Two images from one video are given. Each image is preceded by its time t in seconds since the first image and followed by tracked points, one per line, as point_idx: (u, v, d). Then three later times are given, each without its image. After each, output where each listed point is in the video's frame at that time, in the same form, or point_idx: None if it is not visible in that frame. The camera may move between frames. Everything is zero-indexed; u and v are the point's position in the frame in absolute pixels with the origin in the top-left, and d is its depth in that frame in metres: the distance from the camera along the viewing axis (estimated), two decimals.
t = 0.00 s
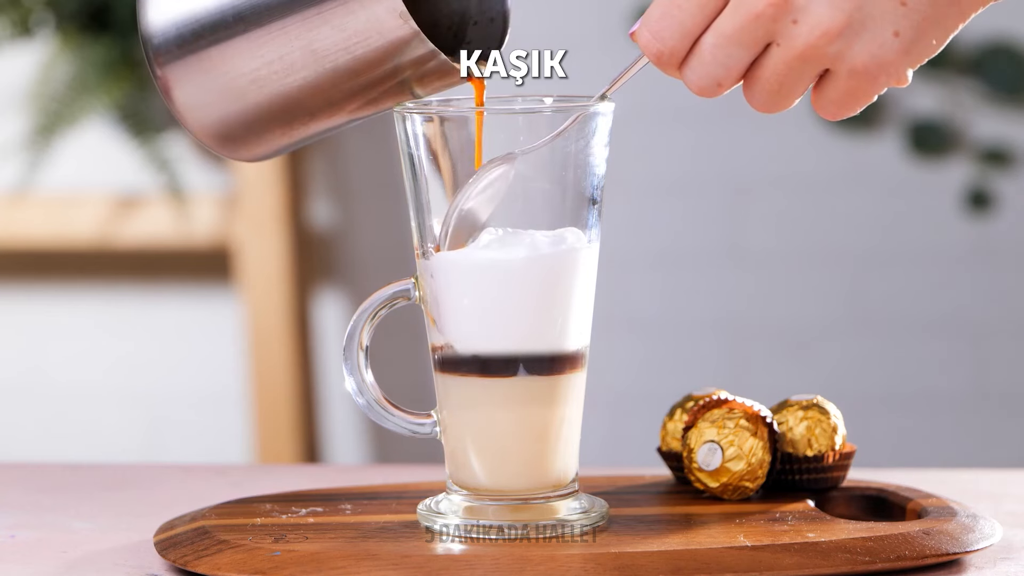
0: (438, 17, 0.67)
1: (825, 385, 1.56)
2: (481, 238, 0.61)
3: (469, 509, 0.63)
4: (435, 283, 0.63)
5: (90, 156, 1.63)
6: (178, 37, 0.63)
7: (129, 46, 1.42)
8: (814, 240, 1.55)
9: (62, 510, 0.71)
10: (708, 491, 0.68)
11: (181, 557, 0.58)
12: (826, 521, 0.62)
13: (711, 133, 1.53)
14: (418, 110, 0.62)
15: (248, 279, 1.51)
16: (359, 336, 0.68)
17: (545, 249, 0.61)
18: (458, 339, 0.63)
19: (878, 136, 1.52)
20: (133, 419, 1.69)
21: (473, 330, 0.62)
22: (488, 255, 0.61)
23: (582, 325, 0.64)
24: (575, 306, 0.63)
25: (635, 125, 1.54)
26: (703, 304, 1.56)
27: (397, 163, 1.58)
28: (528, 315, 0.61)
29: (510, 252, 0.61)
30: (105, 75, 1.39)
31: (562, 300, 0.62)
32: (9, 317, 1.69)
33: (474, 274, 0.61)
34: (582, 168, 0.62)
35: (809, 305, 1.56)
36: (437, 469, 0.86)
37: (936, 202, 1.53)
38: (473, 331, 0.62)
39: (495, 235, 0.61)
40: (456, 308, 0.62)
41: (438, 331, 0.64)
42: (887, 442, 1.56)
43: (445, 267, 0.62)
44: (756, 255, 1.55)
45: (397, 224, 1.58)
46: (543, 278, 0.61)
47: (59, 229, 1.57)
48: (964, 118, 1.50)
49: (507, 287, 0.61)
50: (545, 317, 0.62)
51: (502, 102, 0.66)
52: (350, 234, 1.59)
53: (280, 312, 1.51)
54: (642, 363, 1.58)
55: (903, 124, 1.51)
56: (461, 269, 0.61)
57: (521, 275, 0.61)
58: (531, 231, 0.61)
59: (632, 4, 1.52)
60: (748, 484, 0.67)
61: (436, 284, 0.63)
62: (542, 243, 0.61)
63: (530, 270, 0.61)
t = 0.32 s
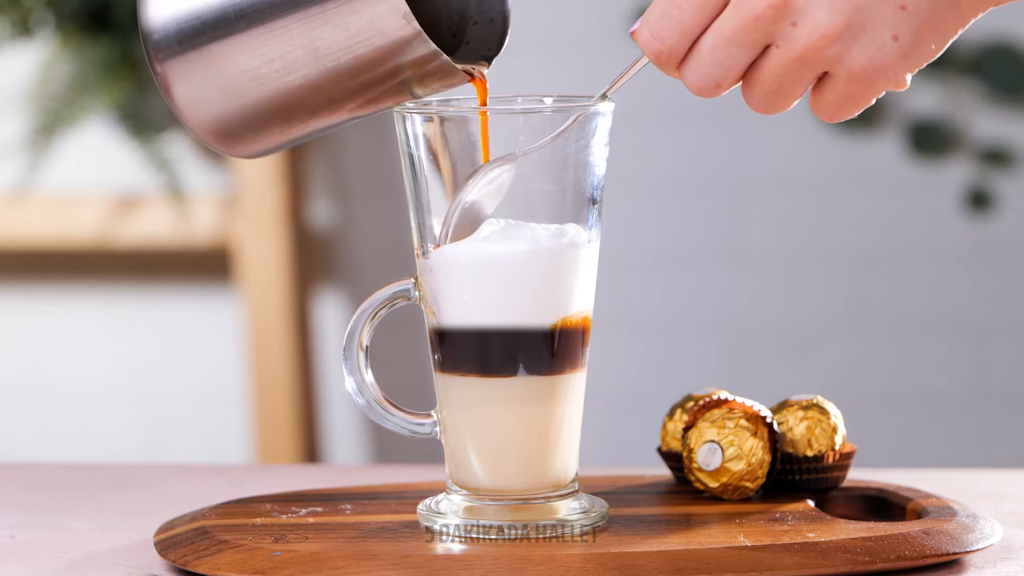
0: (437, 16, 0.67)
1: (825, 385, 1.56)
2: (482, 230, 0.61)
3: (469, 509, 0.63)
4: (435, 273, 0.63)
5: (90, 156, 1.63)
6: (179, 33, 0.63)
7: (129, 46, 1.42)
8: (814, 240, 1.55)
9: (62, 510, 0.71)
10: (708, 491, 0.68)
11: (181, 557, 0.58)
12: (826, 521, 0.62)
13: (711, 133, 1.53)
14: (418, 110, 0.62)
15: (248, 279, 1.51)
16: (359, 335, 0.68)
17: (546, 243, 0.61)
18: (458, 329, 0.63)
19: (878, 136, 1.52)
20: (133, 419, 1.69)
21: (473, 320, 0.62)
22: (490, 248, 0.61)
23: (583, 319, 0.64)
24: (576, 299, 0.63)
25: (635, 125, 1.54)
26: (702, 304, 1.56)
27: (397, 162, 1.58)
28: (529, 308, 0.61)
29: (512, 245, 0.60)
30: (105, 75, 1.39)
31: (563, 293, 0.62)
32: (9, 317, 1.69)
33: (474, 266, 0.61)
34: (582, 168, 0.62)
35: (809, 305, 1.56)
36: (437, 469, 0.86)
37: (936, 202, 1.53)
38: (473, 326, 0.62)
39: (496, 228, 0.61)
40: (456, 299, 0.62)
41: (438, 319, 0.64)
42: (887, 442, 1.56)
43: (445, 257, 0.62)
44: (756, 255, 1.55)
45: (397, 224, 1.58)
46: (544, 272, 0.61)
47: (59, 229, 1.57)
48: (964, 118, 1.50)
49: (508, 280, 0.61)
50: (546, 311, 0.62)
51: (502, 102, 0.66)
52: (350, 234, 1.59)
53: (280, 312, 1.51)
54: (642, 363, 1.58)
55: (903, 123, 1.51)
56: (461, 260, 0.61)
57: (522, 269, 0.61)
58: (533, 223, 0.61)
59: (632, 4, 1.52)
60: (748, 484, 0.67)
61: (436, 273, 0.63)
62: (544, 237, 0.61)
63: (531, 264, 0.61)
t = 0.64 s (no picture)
0: (437, 16, 0.66)
1: (825, 385, 1.56)
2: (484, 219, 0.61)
3: (469, 509, 0.63)
4: (434, 263, 0.63)
5: (90, 156, 1.63)
6: (180, 29, 0.63)
7: (129, 46, 1.42)
8: (814, 240, 1.55)
9: (62, 510, 0.71)
10: (708, 491, 0.68)
11: (181, 557, 0.58)
12: (826, 521, 0.62)
13: (711, 133, 1.53)
14: (418, 110, 0.62)
15: (248, 279, 1.51)
16: (360, 335, 0.68)
17: (547, 235, 0.61)
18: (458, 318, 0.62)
19: (878, 136, 1.52)
20: (133, 419, 1.69)
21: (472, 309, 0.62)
22: (490, 236, 0.61)
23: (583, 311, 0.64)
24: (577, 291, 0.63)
25: (635, 126, 1.54)
26: (702, 304, 1.56)
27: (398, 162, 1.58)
28: (528, 297, 0.61)
29: (512, 234, 0.60)
30: (105, 75, 1.39)
31: (563, 284, 0.62)
32: (9, 317, 1.69)
33: (473, 256, 0.61)
34: (582, 168, 0.62)
35: (809, 305, 1.56)
36: (437, 469, 0.86)
37: (936, 202, 1.53)
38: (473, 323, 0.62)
39: (499, 216, 0.61)
40: (456, 288, 0.62)
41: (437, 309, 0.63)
42: (887, 442, 1.56)
43: (445, 246, 0.62)
44: (756, 255, 1.55)
45: (398, 224, 1.58)
46: (544, 265, 0.61)
47: (59, 229, 1.57)
48: (964, 118, 1.50)
49: (508, 271, 0.61)
50: (545, 300, 0.62)
51: (502, 102, 0.66)
52: (350, 234, 1.59)
53: (280, 312, 1.51)
54: (642, 363, 1.58)
55: (903, 123, 1.51)
56: (460, 248, 0.61)
57: (522, 259, 0.61)
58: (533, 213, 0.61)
59: (632, 4, 1.52)
60: (748, 484, 0.67)
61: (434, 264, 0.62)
62: (544, 228, 0.61)
63: (531, 254, 0.61)
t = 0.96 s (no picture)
0: (436, 16, 0.65)
1: (825, 385, 1.56)
2: (486, 210, 0.61)
3: (469, 509, 0.63)
4: (433, 256, 0.62)
5: (90, 156, 1.63)
6: (181, 23, 0.63)
7: (129, 46, 1.43)
8: (814, 240, 1.55)
9: (62, 510, 0.71)
10: (708, 491, 0.68)
11: (181, 557, 0.58)
12: (826, 521, 0.62)
13: (711, 133, 1.53)
14: (418, 110, 0.62)
15: (248, 279, 1.51)
16: (360, 335, 0.68)
17: (549, 227, 0.61)
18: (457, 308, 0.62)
19: (878, 136, 1.52)
20: (132, 419, 1.69)
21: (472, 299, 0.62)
22: (493, 226, 0.61)
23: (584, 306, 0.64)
24: (578, 284, 0.63)
25: (635, 126, 1.54)
26: (702, 304, 1.56)
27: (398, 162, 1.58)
28: (528, 290, 0.61)
29: (514, 225, 0.60)
30: (105, 75, 1.40)
31: (564, 277, 0.62)
32: (9, 317, 1.69)
33: (474, 246, 0.61)
34: (582, 167, 0.62)
35: (809, 305, 1.56)
36: (436, 469, 0.86)
37: (936, 203, 1.53)
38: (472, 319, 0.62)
39: (502, 206, 0.61)
40: (456, 278, 0.62)
41: (437, 300, 0.63)
42: (887, 442, 1.56)
43: (447, 235, 0.62)
44: (756, 255, 1.55)
45: (398, 223, 1.58)
46: (544, 259, 0.61)
47: (59, 229, 1.57)
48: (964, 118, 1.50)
49: (508, 262, 0.61)
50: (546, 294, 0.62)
51: (504, 102, 0.66)
52: (350, 234, 1.59)
53: (280, 312, 1.51)
54: (642, 363, 1.58)
55: (903, 123, 1.51)
56: (461, 237, 0.61)
57: (523, 251, 0.61)
58: (535, 205, 0.61)
59: (632, 4, 1.52)
60: (748, 484, 0.67)
61: (435, 255, 0.62)
62: (546, 220, 0.61)
63: (532, 247, 0.61)
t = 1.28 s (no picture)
0: (436, 16, 0.66)
1: (825, 385, 1.56)
2: (489, 199, 0.61)
3: (469, 509, 0.63)
4: (433, 246, 0.62)
5: (90, 156, 1.63)
6: (181, 22, 0.63)
7: (129, 46, 1.43)
8: (814, 240, 1.54)
9: (62, 510, 0.71)
10: (708, 491, 0.68)
11: (181, 557, 0.58)
12: (826, 521, 0.62)
13: (711, 133, 1.53)
14: (418, 110, 0.62)
15: (248, 279, 1.51)
16: (359, 335, 0.68)
17: (550, 222, 0.61)
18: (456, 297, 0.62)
19: (878, 136, 1.52)
20: (132, 419, 1.69)
21: (470, 288, 0.62)
22: (494, 214, 0.60)
23: (585, 299, 0.64)
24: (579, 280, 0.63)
25: (635, 126, 1.54)
26: (702, 303, 1.56)
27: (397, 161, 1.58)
28: (527, 283, 0.61)
29: (516, 216, 0.60)
30: (105, 75, 1.40)
31: (563, 271, 0.62)
32: (9, 317, 1.69)
33: (474, 236, 0.61)
34: (582, 168, 0.62)
35: (809, 305, 1.56)
36: (437, 468, 0.86)
37: (936, 202, 1.53)
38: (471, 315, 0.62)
39: (504, 197, 0.61)
40: (455, 267, 0.62)
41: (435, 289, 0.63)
42: (886, 442, 1.56)
43: (448, 224, 0.61)
44: (756, 255, 1.55)
45: (398, 223, 1.58)
46: (544, 253, 0.61)
47: (59, 229, 1.57)
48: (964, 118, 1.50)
49: (508, 254, 0.61)
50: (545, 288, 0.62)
51: (503, 102, 0.66)
52: (350, 234, 1.59)
53: (280, 312, 1.51)
54: (642, 363, 1.58)
55: (903, 123, 1.51)
56: (462, 225, 0.61)
57: (523, 245, 0.61)
58: (537, 199, 0.61)
59: (632, 4, 1.52)
60: (748, 484, 0.67)
61: (434, 245, 0.62)
62: (548, 215, 0.61)
63: (533, 240, 0.61)
